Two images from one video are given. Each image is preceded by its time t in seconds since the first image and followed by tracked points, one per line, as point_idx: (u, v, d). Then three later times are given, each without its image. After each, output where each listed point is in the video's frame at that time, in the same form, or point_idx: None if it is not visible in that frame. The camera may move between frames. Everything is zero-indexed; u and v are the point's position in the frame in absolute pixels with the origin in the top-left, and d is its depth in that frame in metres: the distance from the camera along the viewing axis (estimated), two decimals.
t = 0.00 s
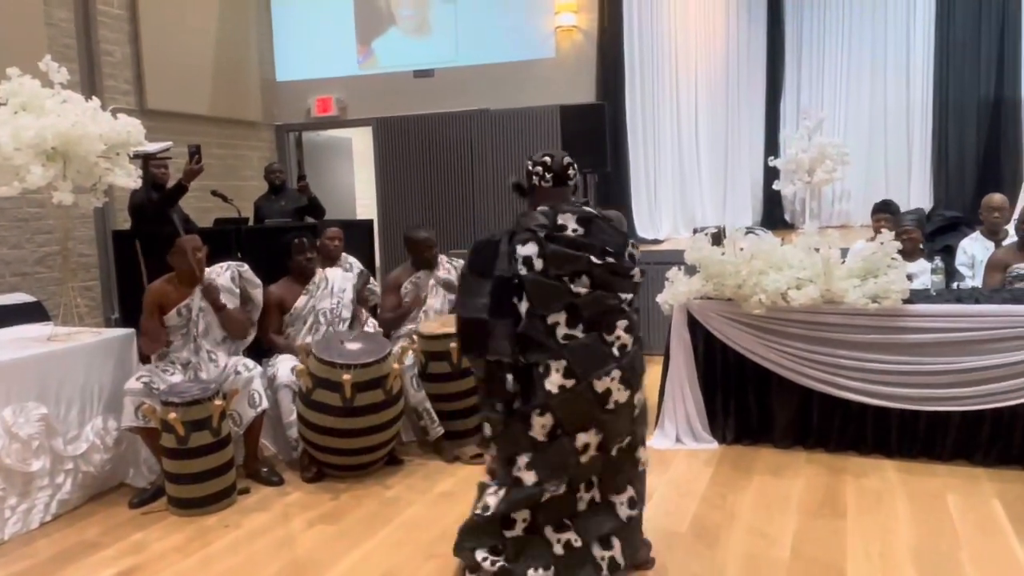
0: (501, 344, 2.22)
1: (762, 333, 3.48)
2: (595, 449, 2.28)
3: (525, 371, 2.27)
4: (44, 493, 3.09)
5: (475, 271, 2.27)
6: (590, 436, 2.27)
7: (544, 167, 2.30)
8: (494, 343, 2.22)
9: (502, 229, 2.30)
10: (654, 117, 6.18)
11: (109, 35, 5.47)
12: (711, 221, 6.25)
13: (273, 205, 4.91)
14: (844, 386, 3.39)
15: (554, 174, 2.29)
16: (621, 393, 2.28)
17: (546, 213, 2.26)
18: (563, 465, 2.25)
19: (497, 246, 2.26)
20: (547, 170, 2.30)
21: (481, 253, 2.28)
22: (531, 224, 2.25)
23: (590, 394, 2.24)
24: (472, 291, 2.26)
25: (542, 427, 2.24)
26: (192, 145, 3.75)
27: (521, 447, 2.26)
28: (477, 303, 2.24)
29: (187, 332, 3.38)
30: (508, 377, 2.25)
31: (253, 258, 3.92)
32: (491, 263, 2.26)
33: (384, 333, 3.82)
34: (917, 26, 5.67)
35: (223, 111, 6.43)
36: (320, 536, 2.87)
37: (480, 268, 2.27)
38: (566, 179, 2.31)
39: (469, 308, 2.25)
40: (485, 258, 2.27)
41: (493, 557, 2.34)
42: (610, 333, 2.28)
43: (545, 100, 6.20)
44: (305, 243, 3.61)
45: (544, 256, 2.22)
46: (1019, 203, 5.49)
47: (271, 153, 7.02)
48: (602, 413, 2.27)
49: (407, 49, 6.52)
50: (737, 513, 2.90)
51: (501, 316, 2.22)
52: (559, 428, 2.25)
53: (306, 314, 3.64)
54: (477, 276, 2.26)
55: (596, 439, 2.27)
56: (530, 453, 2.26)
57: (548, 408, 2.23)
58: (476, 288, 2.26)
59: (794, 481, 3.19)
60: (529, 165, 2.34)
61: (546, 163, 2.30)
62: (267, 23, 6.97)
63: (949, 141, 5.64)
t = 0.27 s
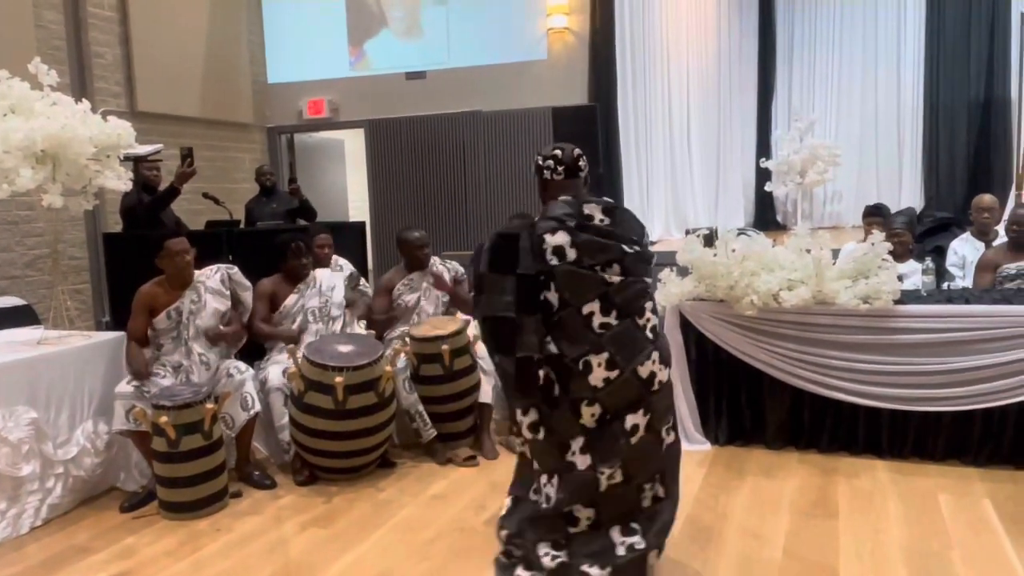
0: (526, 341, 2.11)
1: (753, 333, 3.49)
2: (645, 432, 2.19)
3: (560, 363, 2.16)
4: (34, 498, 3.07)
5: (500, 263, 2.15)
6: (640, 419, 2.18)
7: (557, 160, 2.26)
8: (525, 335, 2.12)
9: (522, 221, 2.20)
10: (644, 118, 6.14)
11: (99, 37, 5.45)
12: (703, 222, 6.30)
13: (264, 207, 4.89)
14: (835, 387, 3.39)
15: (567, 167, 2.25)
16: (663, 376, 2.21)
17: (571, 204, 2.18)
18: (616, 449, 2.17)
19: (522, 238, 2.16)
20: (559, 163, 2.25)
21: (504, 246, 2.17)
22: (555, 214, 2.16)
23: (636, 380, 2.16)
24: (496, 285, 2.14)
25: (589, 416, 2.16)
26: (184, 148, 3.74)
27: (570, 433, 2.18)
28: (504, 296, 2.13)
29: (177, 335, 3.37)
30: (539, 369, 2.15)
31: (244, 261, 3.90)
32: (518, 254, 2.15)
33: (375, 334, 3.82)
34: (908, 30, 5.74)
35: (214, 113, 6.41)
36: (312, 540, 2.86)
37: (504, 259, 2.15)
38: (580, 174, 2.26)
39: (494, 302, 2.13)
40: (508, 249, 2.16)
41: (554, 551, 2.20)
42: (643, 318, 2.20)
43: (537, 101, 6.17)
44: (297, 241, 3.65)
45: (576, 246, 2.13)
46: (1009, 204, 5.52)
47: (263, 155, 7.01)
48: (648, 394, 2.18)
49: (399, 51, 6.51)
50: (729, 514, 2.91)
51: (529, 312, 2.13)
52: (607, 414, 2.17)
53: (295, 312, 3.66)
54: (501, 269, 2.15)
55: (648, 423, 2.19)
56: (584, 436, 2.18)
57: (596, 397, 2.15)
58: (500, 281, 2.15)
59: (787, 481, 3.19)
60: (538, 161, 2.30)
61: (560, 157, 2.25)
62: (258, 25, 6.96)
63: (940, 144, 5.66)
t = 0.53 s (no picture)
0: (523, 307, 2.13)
1: (746, 332, 3.50)
2: (634, 420, 2.30)
3: (557, 340, 2.22)
4: (26, 501, 3.06)
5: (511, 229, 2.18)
6: (630, 408, 2.29)
7: (568, 157, 2.30)
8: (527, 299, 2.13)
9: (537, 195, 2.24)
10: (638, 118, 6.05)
11: (91, 40, 5.43)
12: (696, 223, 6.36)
13: (257, 209, 4.88)
14: (828, 387, 3.40)
15: (579, 165, 2.30)
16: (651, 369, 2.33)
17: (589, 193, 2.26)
18: (605, 432, 2.26)
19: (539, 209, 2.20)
20: (571, 160, 2.30)
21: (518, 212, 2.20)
22: (574, 200, 2.23)
23: (631, 369, 2.26)
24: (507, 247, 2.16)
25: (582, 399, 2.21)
26: (177, 150, 3.72)
27: (560, 414, 2.22)
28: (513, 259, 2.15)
29: (170, 337, 3.36)
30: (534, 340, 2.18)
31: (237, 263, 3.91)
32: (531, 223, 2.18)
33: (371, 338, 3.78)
34: (899, 35, 5.82)
35: (207, 115, 6.39)
36: (306, 542, 2.86)
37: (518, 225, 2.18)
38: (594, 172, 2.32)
39: (503, 262, 2.15)
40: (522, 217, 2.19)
41: (572, 543, 2.35)
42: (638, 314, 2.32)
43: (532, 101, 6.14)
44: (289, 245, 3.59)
45: (595, 231, 2.19)
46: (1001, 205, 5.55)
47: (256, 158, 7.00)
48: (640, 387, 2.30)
49: (392, 53, 6.51)
50: (723, 514, 2.91)
51: (535, 278, 2.15)
52: (600, 401, 2.23)
53: (290, 317, 3.64)
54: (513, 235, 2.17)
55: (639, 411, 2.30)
56: (568, 421, 2.22)
57: (593, 379, 2.21)
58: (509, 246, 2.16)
59: (780, 482, 3.20)
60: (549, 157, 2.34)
61: (572, 155, 2.30)
62: (251, 27, 6.95)
63: (932, 144, 5.69)
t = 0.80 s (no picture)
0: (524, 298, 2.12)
1: (739, 333, 3.50)
2: (614, 418, 2.40)
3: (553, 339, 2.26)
4: (16, 506, 3.04)
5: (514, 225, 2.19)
6: (613, 408, 2.37)
7: (577, 159, 2.33)
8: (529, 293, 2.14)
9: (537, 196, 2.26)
10: (630, 119, 6.09)
11: (81, 42, 5.42)
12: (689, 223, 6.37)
13: (248, 211, 4.87)
14: (821, 388, 3.41)
15: (587, 167, 2.33)
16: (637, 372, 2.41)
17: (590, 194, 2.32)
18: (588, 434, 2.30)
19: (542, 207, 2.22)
20: (580, 163, 2.34)
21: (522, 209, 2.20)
22: (577, 201, 2.29)
23: (619, 369, 2.33)
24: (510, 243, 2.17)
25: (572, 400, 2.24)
26: (168, 152, 3.71)
27: (548, 420, 2.22)
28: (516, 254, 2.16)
29: (161, 340, 3.35)
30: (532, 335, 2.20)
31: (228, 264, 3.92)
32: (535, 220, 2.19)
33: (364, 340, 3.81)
34: (889, 36, 5.86)
35: (198, 118, 6.38)
36: (298, 546, 2.85)
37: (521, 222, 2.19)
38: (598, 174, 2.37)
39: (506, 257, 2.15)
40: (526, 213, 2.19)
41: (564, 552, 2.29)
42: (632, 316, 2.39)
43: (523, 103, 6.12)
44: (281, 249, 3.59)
45: (595, 230, 2.27)
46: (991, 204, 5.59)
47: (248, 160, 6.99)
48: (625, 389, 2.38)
49: (383, 55, 6.50)
50: (717, 514, 2.92)
51: (534, 273, 2.15)
52: (588, 402, 2.28)
53: (282, 319, 3.62)
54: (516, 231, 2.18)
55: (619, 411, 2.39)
56: (555, 427, 2.23)
57: (582, 378, 2.25)
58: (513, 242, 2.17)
59: (772, 482, 3.20)
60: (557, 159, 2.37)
61: (580, 156, 2.33)
62: (242, 29, 6.94)
63: (923, 143, 5.74)
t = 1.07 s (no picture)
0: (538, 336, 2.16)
1: (730, 337, 3.52)
2: (627, 452, 2.30)
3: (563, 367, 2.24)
4: (4, 513, 3.02)
5: (512, 263, 2.20)
6: (624, 438, 2.28)
7: (575, 169, 2.29)
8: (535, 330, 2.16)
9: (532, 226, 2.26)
10: (623, 122, 6.04)
11: (70, 46, 5.40)
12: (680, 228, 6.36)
13: (239, 216, 4.86)
14: (811, 391, 3.42)
15: (585, 176, 2.29)
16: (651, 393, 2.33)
17: (585, 210, 2.27)
18: (598, 469, 2.25)
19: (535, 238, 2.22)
20: (578, 171, 2.29)
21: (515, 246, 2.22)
22: (571, 218, 2.26)
23: (628, 393, 2.26)
24: (509, 282, 2.19)
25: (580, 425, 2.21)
26: (158, 157, 3.70)
27: (554, 445, 2.20)
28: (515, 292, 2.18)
29: (151, 345, 3.34)
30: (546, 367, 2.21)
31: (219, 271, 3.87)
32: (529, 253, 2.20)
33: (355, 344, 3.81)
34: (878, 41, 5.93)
35: (189, 121, 6.36)
36: (288, 552, 2.83)
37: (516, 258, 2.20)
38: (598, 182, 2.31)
39: (507, 299, 2.19)
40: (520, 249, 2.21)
41: None
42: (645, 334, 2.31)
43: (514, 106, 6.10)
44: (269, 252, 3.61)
45: (589, 248, 2.21)
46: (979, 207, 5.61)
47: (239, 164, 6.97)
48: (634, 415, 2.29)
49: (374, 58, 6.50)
50: (708, 517, 2.93)
51: (539, 308, 2.17)
52: (595, 427, 2.23)
53: (273, 325, 3.60)
54: (512, 268, 2.20)
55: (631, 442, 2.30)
56: (562, 454, 2.20)
57: (589, 405, 2.21)
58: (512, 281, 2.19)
59: (763, 485, 3.21)
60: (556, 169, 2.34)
61: (578, 166, 2.29)
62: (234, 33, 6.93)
63: (912, 146, 5.75)
